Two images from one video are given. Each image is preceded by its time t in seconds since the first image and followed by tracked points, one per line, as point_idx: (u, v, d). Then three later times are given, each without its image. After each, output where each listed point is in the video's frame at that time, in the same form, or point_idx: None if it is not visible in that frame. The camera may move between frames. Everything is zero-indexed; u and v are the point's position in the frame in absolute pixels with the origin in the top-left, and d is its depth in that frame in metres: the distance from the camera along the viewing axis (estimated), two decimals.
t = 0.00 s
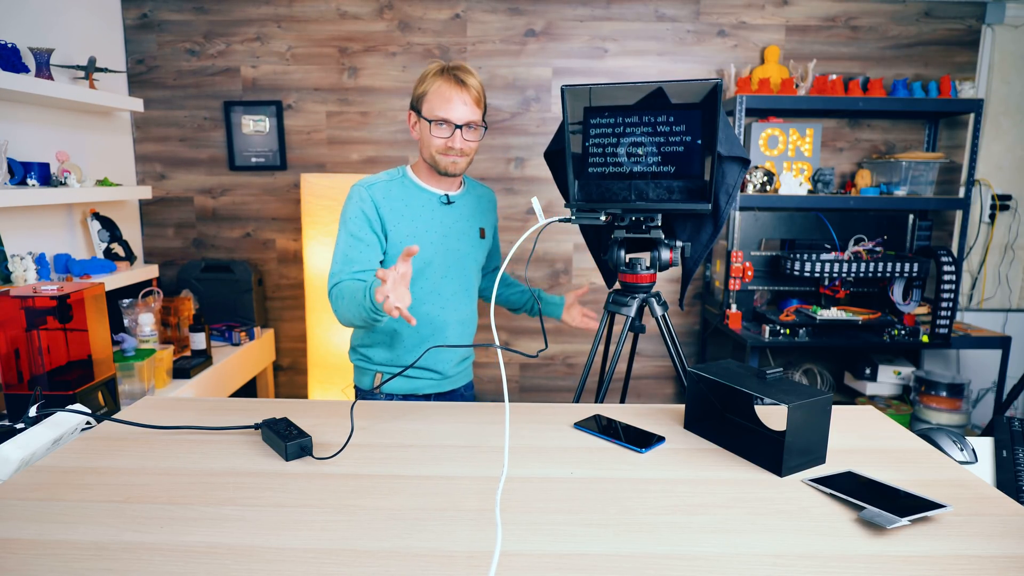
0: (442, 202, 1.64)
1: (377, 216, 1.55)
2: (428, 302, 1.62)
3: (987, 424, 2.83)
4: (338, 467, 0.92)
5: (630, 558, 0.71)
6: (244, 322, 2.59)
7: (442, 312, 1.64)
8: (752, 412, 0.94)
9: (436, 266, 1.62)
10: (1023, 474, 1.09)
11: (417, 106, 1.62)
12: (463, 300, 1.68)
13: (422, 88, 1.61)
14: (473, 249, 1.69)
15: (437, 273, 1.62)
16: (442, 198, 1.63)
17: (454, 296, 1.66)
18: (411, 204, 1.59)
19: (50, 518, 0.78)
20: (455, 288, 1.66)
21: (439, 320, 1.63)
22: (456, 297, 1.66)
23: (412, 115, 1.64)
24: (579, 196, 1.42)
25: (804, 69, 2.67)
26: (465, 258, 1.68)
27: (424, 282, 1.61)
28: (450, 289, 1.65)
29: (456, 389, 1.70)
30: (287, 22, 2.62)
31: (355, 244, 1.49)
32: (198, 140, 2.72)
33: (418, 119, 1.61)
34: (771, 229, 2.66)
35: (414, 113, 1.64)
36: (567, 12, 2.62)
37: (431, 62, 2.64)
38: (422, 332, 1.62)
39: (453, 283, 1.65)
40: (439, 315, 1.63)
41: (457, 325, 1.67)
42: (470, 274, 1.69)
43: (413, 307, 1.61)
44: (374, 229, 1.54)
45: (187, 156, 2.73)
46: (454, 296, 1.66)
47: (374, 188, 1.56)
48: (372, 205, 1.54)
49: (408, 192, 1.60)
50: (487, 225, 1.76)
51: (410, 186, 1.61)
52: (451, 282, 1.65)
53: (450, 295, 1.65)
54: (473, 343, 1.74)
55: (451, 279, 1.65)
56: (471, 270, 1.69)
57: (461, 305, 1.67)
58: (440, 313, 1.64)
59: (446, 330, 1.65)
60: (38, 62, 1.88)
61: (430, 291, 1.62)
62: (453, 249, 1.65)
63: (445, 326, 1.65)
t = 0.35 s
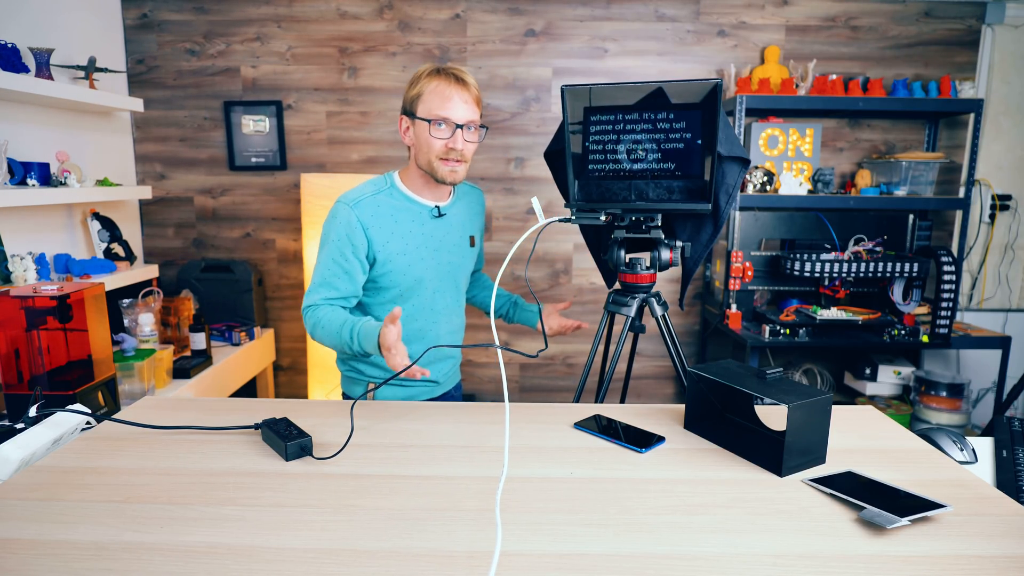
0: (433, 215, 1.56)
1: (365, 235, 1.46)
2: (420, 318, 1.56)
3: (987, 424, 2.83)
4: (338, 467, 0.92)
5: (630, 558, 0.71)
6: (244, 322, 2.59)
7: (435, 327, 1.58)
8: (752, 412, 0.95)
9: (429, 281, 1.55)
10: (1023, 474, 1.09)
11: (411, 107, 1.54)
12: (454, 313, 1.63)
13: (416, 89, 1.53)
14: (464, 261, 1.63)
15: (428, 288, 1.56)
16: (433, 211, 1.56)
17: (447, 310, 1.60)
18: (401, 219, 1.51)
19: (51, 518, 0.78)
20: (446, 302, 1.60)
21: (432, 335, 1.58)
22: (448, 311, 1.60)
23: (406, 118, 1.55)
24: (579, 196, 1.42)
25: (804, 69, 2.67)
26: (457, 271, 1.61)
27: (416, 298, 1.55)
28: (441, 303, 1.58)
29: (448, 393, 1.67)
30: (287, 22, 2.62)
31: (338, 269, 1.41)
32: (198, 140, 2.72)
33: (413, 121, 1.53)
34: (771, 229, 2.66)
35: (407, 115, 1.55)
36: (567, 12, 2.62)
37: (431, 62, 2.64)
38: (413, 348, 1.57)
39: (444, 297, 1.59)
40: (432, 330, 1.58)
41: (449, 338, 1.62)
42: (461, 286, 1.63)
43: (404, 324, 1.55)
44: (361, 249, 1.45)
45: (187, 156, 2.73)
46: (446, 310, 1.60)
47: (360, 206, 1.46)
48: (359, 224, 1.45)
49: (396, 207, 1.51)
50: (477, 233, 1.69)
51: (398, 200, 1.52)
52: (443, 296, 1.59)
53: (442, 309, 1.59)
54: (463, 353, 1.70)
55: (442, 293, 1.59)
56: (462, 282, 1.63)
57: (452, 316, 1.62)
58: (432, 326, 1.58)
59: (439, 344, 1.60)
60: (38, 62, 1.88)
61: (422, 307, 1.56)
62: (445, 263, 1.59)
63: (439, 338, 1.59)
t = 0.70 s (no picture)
0: (402, 204, 1.45)
1: (329, 233, 1.36)
2: (403, 318, 1.44)
3: (987, 424, 2.83)
4: (338, 467, 0.92)
5: (630, 558, 0.71)
6: (244, 322, 2.59)
7: (421, 326, 1.46)
8: (752, 412, 0.95)
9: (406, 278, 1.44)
10: (1023, 474, 1.09)
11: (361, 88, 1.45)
12: (442, 310, 1.50)
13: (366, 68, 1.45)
14: (445, 252, 1.51)
15: (407, 285, 1.44)
16: (401, 199, 1.45)
17: (432, 307, 1.48)
18: (367, 212, 1.41)
19: (51, 518, 0.77)
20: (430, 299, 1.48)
21: (419, 336, 1.46)
22: (433, 309, 1.48)
23: (357, 100, 1.46)
24: (579, 196, 1.42)
25: (804, 69, 2.67)
26: (438, 264, 1.50)
27: (394, 297, 1.43)
28: (425, 301, 1.47)
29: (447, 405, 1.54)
30: (287, 22, 2.62)
31: (306, 272, 1.32)
32: (198, 140, 2.72)
33: (364, 100, 1.44)
34: (771, 229, 2.66)
35: (359, 98, 1.47)
36: (567, 12, 2.62)
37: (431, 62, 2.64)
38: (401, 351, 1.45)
39: (427, 293, 1.48)
40: (418, 330, 1.46)
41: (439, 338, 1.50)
42: (445, 281, 1.51)
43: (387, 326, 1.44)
44: (329, 247, 1.35)
45: (187, 156, 2.73)
46: (431, 307, 1.48)
47: (322, 203, 1.37)
48: (321, 222, 1.36)
49: (361, 200, 1.41)
50: (457, 224, 1.57)
51: (362, 193, 1.43)
52: (426, 293, 1.47)
53: (426, 307, 1.47)
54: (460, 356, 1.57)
55: (424, 290, 1.47)
56: (445, 276, 1.51)
57: (440, 314, 1.50)
58: (419, 326, 1.46)
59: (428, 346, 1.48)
60: (38, 62, 1.88)
61: (403, 306, 1.44)
62: (422, 256, 1.47)
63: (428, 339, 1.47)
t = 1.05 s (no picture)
0: (379, 200, 1.43)
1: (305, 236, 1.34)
2: (391, 317, 1.41)
3: (987, 424, 2.83)
4: (339, 467, 0.92)
5: (630, 558, 0.71)
6: (244, 322, 2.59)
7: (410, 324, 1.43)
8: (752, 412, 0.95)
9: (390, 276, 1.41)
10: (1023, 474, 1.09)
11: (366, 79, 1.40)
12: (430, 307, 1.47)
13: (370, 62, 1.41)
14: (428, 248, 1.48)
15: (390, 282, 1.41)
16: (378, 194, 1.43)
17: (419, 304, 1.45)
18: (343, 211, 1.38)
19: (51, 518, 0.77)
20: (416, 296, 1.45)
21: (409, 335, 1.42)
22: (421, 306, 1.45)
23: (358, 90, 1.40)
24: (579, 196, 1.42)
25: (804, 69, 2.67)
26: (422, 260, 1.47)
27: (379, 295, 1.40)
28: (410, 298, 1.44)
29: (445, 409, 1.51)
30: (287, 22, 2.62)
31: (282, 279, 1.29)
32: (198, 140, 2.72)
33: (368, 95, 1.40)
34: (771, 229, 2.66)
35: (358, 88, 1.41)
36: (567, 12, 2.62)
37: (432, 62, 2.64)
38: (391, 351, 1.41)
39: (413, 291, 1.44)
40: (407, 328, 1.43)
41: (429, 336, 1.46)
42: (431, 277, 1.48)
43: (374, 327, 1.40)
44: (306, 251, 1.32)
45: (187, 156, 2.73)
46: (419, 304, 1.45)
47: (294, 208, 1.35)
48: (295, 225, 1.33)
49: (335, 200, 1.39)
50: (439, 219, 1.55)
51: (336, 193, 1.40)
52: (411, 289, 1.44)
53: (413, 304, 1.44)
54: (454, 354, 1.54)
55: (409, 287, 1.44)
56: (431, 272, 1.48)
57: (429, 312, 1.47)
58: (409, 326, 1.43)
59: (420, 344, 1.44)
60: (38, 62, 1.88)
61: (389, 304, 1.41)
62: (406, 253, 1.44)
63: (419, 339, 1.44)
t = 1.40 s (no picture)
0: (382, 200, 1.43)
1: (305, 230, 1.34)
2: (388, 317, 1.41)
3: (987, 424, 2.83)
4: (339, 467, 0.92)
5: (630, 558, 0.71)
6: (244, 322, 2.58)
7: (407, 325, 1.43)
8: (752, 412, 0.95)
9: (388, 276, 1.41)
10: (1023, 474, 1.09)
11: (346, 84, 1.41)
12: (428, 309, 1.47)
13: (349, 65, 1.41)
14: (430, 250, 1.48)
15: (389, 282, 1.41)
16: (381, 195, 1.43)
17: (417, 305, 1.45)
18: (345, 208, 1.38)
19: (51, 518, 0.77)
20: (415, 298, 1.45)
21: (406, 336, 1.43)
22: (419, 308, 1.45)
23: (340, 96, 1.42)
24: (579, 196, 1.42)
25: (804, 69, 2.67)
26: (423, 262, 1.46)
27: (377, 295, 1.40)
28: (409, 300, 1.44)
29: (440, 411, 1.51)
30: (287, 22, 2.62)
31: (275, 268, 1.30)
32: (198, 140, 2.72)
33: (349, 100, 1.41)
34: (771, 229, 2.66)
35: (342, 94, 1.43)
36: (567, 12, 2.62)
37: (432, 62, 2.64)
38: (387, 351, 1.42)
39: (411, 291, 1.44)
40: (404, 329, 1.43)
41: (426, 338, 1.47)
42: (431, 279, 1.48)
43: (371, 326, 1.40)
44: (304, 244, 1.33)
45: (187, 156, 2.73)
46: (417, 306, 1.45)
47: (297, 200, 1.36)
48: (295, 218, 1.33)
49: (339, 197, 1.39)
50: (442, 222, 1.54)
51: (340, 190, 1.41)
52: (410, 290, 1.44)
53: (411, 306, 1.44)
54: (453, 356, 1.54)
55: (408, 287, 1.44)
56: (431, 275, 1.47)
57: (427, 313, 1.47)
58: (406, 327, 1.43)
59: (416, 345, 1.45)
60: (38, 62, 1.88)
61: (386, 304, 1.41)
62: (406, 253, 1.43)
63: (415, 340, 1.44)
